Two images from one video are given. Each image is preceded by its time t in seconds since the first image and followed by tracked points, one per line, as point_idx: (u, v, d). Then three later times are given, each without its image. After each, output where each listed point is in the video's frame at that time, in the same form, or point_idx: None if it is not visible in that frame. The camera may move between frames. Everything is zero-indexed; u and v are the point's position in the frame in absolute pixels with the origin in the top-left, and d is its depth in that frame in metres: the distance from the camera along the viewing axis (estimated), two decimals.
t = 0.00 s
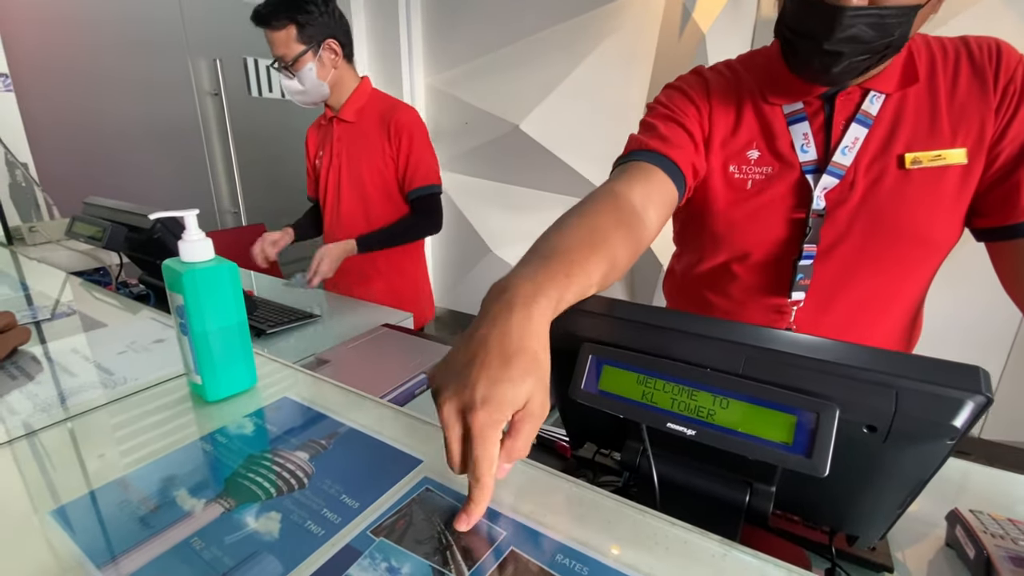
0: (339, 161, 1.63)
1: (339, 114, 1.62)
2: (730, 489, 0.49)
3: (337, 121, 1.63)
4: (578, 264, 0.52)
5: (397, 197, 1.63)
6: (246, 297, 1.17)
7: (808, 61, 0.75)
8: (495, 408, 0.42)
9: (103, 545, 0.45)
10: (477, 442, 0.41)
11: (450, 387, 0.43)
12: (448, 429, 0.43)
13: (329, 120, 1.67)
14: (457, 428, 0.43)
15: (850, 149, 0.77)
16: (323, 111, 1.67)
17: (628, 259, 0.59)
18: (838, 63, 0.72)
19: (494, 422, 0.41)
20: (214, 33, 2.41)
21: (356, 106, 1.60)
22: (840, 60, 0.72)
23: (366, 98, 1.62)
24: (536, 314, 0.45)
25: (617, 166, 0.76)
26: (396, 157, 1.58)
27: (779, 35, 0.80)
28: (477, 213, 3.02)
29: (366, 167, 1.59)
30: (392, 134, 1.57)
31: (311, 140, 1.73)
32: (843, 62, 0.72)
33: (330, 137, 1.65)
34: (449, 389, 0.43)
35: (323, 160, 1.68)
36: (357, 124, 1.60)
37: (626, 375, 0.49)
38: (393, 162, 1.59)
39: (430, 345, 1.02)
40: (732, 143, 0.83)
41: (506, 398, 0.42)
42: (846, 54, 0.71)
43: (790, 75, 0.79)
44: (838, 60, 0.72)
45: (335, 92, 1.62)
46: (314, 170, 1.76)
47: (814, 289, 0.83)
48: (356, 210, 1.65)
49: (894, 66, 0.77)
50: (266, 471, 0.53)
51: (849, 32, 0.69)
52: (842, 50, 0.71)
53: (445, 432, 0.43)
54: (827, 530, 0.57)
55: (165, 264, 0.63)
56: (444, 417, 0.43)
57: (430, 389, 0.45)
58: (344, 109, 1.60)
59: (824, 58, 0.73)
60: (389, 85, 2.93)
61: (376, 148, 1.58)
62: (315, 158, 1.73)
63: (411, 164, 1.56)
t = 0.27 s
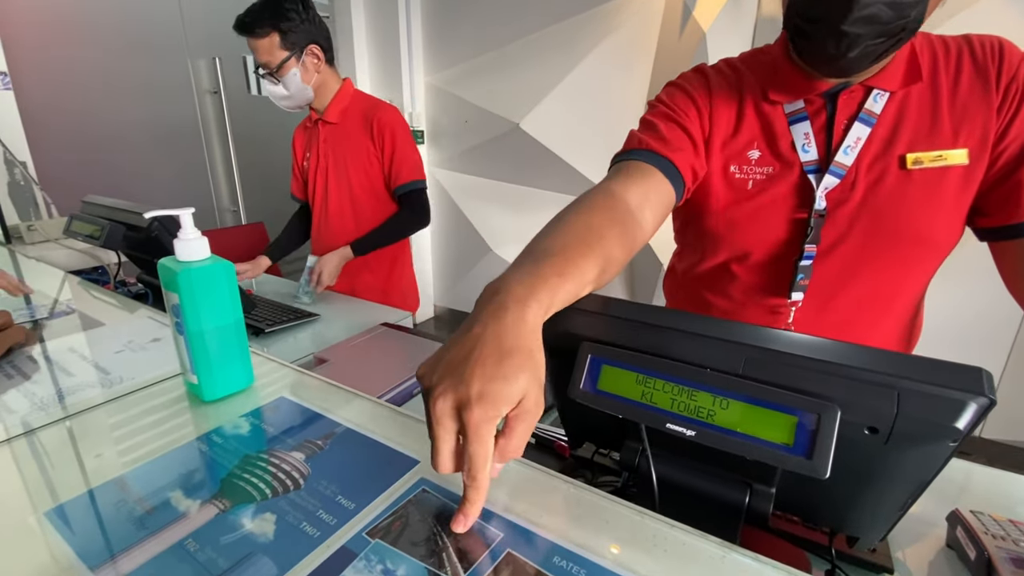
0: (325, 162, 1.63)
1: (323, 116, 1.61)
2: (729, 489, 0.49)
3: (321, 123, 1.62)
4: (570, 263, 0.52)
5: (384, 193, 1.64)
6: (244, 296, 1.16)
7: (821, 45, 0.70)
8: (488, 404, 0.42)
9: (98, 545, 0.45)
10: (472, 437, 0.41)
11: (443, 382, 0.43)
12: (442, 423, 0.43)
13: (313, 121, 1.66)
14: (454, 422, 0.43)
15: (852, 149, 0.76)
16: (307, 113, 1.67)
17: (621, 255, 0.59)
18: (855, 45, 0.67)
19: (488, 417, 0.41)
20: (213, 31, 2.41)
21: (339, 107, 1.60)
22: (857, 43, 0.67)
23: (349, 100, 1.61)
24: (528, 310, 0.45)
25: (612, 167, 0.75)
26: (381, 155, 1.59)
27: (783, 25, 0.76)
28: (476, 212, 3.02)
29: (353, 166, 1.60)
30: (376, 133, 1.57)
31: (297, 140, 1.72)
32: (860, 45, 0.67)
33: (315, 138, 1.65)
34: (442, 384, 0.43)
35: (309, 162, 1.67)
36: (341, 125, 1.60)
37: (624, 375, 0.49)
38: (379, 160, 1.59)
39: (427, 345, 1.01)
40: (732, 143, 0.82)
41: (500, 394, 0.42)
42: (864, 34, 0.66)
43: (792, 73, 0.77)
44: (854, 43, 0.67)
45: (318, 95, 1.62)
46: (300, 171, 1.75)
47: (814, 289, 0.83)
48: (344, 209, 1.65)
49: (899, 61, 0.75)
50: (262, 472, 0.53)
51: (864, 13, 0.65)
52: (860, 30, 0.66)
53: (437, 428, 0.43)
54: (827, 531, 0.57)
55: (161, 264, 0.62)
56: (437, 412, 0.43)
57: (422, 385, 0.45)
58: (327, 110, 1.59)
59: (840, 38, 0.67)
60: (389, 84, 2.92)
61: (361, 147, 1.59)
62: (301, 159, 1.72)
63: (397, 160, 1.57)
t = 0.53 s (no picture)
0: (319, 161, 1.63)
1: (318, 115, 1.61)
2: (733, 491, 0.49)
3: (316, 121, 1.62)
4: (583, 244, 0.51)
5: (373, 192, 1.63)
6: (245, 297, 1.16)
7: (814, 44, 0.70)
8: (508, 402, 0.43)
9: (98, 547, 0.45)
10: (493, 433, 0.43)
11: (467, 374, 0.44)
12: (465, 413, 0.44)
13: (308, 121, 1.65)
14: (475, 415, 0.44)
15: (848, 146, 0.76)
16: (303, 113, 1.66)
17: (634, 236, 0.58)
18: (847, 41, 0.67)
19: (509, 415, 0.43)
20: (213, 31, 2.41)
21: (334, 107, 1.60)
22: (849, 39, 0.67)
23: (344, 100, 1.61)
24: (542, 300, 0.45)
25: (627, 144, 0.75)
26: (372, 154, 1.59)
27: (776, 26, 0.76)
28: (477, 212, 3.02)
29: (345, 164, 1.60)
30: (369, 132, 1.58)
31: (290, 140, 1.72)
32: (852, 41, 0.67)
33: (310, 137, 1.64)
34: (466, 377, 0.44)
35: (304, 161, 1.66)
36: (335, 124, 1.60)
37: (629, 376, 0.48)
38: (370, 158, 1.59)
39: (428, 345, 1.01)
40: (737, 137, 0.82)
41: (521, 391, 0.43)
42: (856, 29, 0.66)
43: (791, 71, 0.77)
44: (847, 38, 0.67)
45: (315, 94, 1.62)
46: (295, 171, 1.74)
47: (812, 287, 0.83)
48: (336, 208, 1.65)
49: (894, 61, 0.75)
50: (264, 473, 0.53)
51: (854, 11, 0.66)
52: (852, 26, 0.66)
53: (460, 417, 0.45)
54: (830, 532, 0.56)
55: (162, 263, 0.62)
56: (462, 404, 0.44)
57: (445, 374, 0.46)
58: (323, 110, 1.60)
59: (832, 37, 0.68)
60: (389, 85, 2.92)
61: (354, 146, 1.59)
62: (295, 159, 1.72)
63: (386, 158, 1.56)
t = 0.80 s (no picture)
0: (316, 162, 1.63)
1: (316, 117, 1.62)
2: (731, 493, 0.49)
3: (314, 123, 1.62)
4: (579, 256, 0.52)
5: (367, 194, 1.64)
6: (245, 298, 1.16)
7: (818, 39, 0.70)
8: (507, 404, 0.44)
9: (98, 548, 0.45)
10: (492, 434, 0.44)
11: (466, 380, 0.45)
12: (464, 418, 0.45)
13: (306, 122, 1.66)
14: (474, 419, 0.45)
15: (848, 148, 0.76)
16: (301, 114, 1.66)
17: (628, 249, 0.59)
18: (851, 37, 0.67)
19: (508, 416, 0.44)
20: (214, 33, 2.42)
21: (332, 109, 1.60)
22: (853, 35, 0.67)
23: (342, 102, 1.62)
24: (544, 305, 0.46)
25: (622, 159, 0.76)
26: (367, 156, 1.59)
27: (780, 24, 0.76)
28: (476, 214, 3.02)
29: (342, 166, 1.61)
30: (365, 134, 1.58)
31: (286, 141, 1.73)
32: (857, 37, 0.67)
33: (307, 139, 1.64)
34: (465, 383, 0.45)
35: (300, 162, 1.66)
36: (333, 126, 1.61)
37: (626, 378, 0.49)
38: (365, 160, 1.60)
39: (427, 347, 1.01)
40: (734, 143, 0.82)
41: (519, 394, 0.44)
42: (860, 25, 0.66)
43: (790, 75, 0.78)
44: (850, 35, 0.67)
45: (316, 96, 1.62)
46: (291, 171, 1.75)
47: (811, 290, 0.83)
48: (332, 209, 1.66)
49: (893, 64, 0.75)
50: (264, 474, 0.53)
51: (859, 6, 0.66)
52: (855, 23, 0.66)
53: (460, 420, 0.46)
54: (828, 534, 0.57)
55: (162, 265, 0.62)
56: (461, 409, 0.45)
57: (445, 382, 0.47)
58: (321, 111, 1.60)
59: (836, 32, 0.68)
60: (389, 86, 2.93)
61: (351, 148, 1.60)
62: (291, 160, 1.72)
63: (381, 160, 1.57)
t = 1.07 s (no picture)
0: (319, 164, 1.62)
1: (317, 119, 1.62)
2: (732, 494, 0.49)
3: (315, 125, 1.62)
4: (582, 268, 0.53)
5: (374, 195, 1.64)
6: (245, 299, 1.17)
7: (804, 42, 0.71)
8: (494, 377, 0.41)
9: (98, 550, 0.45)
10: (469, 404, 0.40)
11: (455, 352, 0.44)
12: (441, 390, 0.42)
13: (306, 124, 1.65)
14: (453, 392, 0.42)
15: (846, 151, 0.76)
16: (300, 116, 1.66)
17: (629, 259, 0.60)
18: (831, 43, 0.68)
19: (494, 390, 0.41)
20: (215, 35, 2.42)
21: (333, 111, 1.61)
22: (834, 42, 0.68)
23: (343, 103, 1.62)
24: (546, 311, 0.46)
25: (622, 164, 0.76)
26: (373, 157, 1.60)
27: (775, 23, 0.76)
28: (477, 215, 3.03)
29: (346, 168, 1.61)
30: (371, 135, 1.59)
31: (285, 143, 1.72)
32: (836, 45, 0.68)
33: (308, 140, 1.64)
34: (454, 353, 0.43)
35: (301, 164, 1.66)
36: (336, 127, 1.61)
37: (627, 380, 0.49)
38: (371, 162, 1.60)
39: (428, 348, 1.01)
40: (733, 146, 0.83)
41: (509, 372, 0.42)
42: (839, 33, 0.67)
43: (789, 77, 0.78)
44: (831, 41, 0.68)
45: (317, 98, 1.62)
46: (290, 173, 1.74)
47: (812, 291, 0.83)
48: (337, 211, 1.66)
49: (893, 66, 0.75)
50: (265, 475, 0.53)
51: (841, 14, 0.66)
52: (836, 30, 0.67)
53: (436, 393, 0.42)
54: (829, 535, 0.57)
55: (165, 266, 0.62)
56: (441, 377, 0.42)
57: (429, 357, 0.45)
58: (321, 113, 1.60)
59: (819, 36, 0.69)
60: (389, 87, 2.93)
61: (356, 149, 1.60)
62: (291, 162, 1.71)
63: (388, 161, 1.57)
